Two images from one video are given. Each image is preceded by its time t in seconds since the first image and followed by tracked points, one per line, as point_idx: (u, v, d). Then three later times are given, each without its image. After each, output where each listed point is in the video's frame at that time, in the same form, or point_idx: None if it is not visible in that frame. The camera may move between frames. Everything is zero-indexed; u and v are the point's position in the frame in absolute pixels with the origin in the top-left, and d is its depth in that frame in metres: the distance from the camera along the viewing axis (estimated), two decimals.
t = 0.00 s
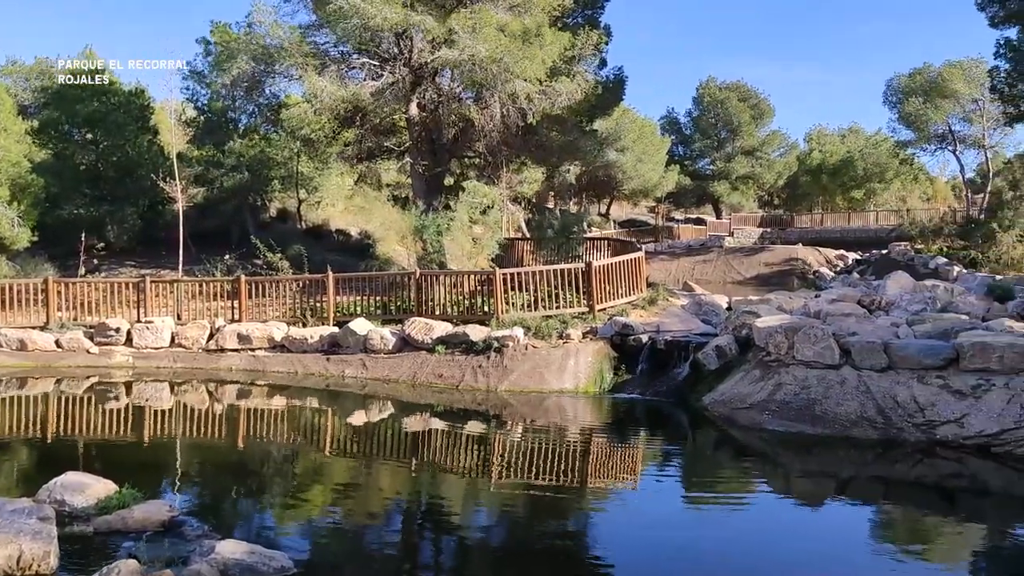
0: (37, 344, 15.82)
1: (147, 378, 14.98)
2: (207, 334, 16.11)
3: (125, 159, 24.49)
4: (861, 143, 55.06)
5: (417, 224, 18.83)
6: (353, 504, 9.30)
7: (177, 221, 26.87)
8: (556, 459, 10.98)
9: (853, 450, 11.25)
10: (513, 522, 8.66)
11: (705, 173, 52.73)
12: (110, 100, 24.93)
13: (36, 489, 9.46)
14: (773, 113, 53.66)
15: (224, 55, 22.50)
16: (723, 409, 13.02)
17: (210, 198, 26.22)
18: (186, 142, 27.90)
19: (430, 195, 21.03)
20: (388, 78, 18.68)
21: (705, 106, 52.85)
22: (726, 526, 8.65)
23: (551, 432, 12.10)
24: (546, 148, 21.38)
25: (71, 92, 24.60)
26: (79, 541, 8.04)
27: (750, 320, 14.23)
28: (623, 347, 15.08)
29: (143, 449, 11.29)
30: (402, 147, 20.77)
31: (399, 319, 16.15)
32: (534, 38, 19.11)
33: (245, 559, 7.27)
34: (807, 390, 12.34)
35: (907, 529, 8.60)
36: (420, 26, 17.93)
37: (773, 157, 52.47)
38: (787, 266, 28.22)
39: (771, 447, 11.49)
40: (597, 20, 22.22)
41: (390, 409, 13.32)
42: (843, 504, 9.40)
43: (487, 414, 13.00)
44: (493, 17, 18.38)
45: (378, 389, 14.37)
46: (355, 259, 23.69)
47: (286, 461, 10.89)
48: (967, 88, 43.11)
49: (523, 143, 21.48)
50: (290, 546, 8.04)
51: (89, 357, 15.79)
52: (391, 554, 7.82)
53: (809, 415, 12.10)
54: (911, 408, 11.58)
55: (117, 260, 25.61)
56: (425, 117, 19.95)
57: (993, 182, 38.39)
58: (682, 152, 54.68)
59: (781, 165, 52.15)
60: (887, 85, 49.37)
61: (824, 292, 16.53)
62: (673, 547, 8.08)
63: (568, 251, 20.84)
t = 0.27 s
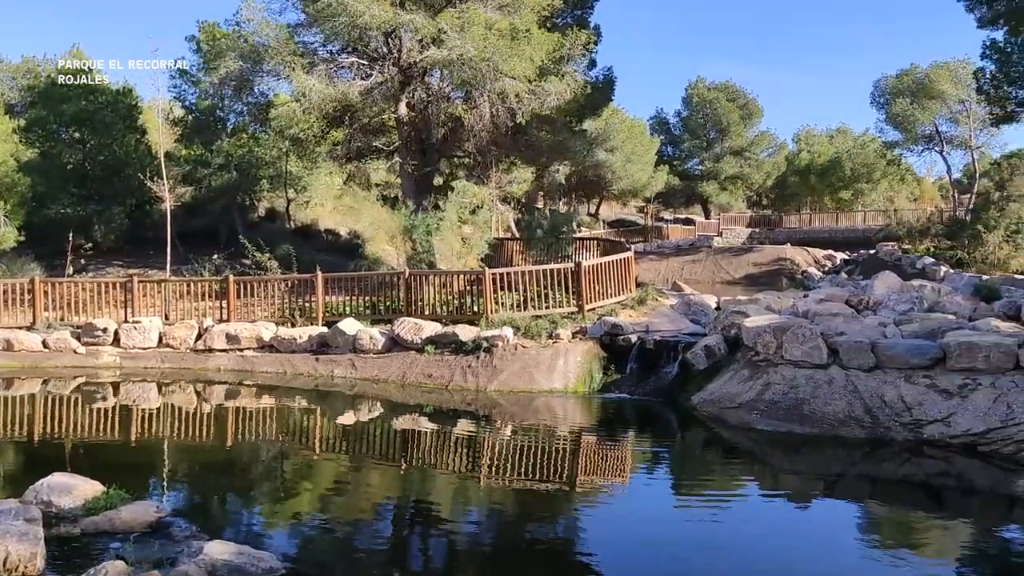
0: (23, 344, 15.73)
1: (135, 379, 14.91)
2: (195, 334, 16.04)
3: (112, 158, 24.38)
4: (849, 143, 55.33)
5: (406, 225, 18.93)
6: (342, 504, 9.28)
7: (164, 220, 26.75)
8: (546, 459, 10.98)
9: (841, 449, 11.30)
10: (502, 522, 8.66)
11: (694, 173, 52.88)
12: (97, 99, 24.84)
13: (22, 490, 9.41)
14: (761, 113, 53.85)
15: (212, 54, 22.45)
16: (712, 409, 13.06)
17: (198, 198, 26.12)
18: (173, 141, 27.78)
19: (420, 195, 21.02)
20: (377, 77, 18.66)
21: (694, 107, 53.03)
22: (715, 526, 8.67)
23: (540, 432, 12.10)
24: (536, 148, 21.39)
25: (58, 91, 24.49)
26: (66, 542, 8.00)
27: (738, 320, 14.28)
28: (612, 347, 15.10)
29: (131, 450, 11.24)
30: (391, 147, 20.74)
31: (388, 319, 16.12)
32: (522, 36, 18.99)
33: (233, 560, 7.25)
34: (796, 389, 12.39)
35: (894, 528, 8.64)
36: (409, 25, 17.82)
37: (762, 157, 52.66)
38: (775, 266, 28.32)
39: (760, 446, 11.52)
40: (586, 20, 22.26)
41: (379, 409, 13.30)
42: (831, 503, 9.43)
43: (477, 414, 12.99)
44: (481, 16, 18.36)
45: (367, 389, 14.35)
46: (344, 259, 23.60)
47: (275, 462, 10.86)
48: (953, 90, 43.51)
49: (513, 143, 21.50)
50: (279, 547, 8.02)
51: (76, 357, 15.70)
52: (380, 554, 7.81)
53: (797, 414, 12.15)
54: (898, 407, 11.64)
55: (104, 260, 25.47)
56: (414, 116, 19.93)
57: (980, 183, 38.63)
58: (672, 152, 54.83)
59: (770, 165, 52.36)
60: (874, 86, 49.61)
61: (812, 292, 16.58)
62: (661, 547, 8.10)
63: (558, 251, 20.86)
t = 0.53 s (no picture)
0: (10, 345, 15.64)
1: (122, 380, 14.82)
2: (183, 335, 15.97)
3: (100, 157, 24.26)
4: (838, 144, 55.62)
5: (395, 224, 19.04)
6: (332, 504, 9.26)
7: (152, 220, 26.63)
8: (535, 458, 10.99)
9: (829, 448, 11.35)
10: (492, 522, 8.66)
11: (683, 173, 53.01)
12: (85, 98, 24.74)
13: (9, 492, 9.35)
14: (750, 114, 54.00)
15: (201, 52, 22.40)
16: (701, 408, 13.11)
17: (186, 198, 26.01)
18: (161, 141, 27.67)
19: (409, 194, 21.01)
20: (366, 77, 18.64)
21: (683, 107, 53.17)
22: (704, 525, 8.68)
23: (531, 432, 12.10)
24: (525, 148, 21.41)
25: (45, 90, 24.36)
26: (53, 543, 7.94)
27: (727, 320, 14.32)
28: (602, 347, 15.12)
29: (119, 450, 11.19)
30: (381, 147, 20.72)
31: (377, 319, 16.09)
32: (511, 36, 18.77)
33: (222, 561, 7.22)
34: (785, 388, 12.43)
35: (883, 527, 8.68)
36: (398, 22, 17.89)
37: (751, 158, 52.86)
38: (764, 266, 28.41)
39: (749, 446, 11.56)
40: (576, 20, 22.29)
41: (368, 409, 13.28)
42: (820, 502, 9.47)
43: (466, 414, 12.99)
44: (470, 15, 18.35)
45: (356, 390, 14.32)
46: (333, 258, 23.59)
47: (264, 462, 10.83)
48: (940, 90, 43.79)
49: (502, 143, 21.51)
50: (268, 548, 7.99)
51: (63, 357, 15.61)
52: (370, 555, 7.80)
53: (786, 414, 12.19)
54: (886, 406, 11.68)
55: (91, 260, 25.34)
56: (404, 116, 19.90)
57: (966, 183, 38.91)
58: (661, 153, 55.10)
59: (758, 165, 52.56)
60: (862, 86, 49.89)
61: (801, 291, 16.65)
62: (651, 546, 8.11)
63: (548, 251, 20.88)
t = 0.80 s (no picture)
0: None
1: (110, 380, 14.76)
2: (171, 335, 15.91)
3: (88, 157, 24.15)
4: (826, 144, 55.86)
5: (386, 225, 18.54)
6: (322, 505, 9.24)
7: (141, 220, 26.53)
8: (525, 459, 10.99)
9: (818, 448, 11.40)
10: (482, 523, 8.66)
11: (673, 174, 53.13)
12: (72, 97, 24.62)
13: None
14: (739, 114, 54.13)
15: (189, 52, 22.31)
16: (691, 408, 13.14)
17: (175, 198, 25.92)
18: (150, 141, 27.55)
19: (399, 195, 20.99)
20: (356, 77, 18.59)
21: (673, 108, 53.28)
22: (694, 525, 8.70)
23: (521, 432, 12.10)
24: (515, 148, 21.44)
25: (32, 90, 24.24)
26: (41, 545, 7.90)
27: (717, 320, 14.36)
28: (592, 347, 15.14)
29: (107, 452, 11.13)
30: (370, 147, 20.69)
31: (367, 320, 16.07)
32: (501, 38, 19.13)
33: (211, 562, 7.19)
34: (774, 388, 12.47)
35: (871, 526, 8.72)
36: (388, 23, 17.87)
37: (740, 159, 53.02)
38: (753, 267, 28.51)
39: (738, 446, 11.59)
40: (566, 21, 22.31)
41: (358, 410, 13.26)
42: (809, 501, 9.51)
43: (456, 415, 12.98)
44: (460, 16, 18.32)
45: (346, 391, 14.29)
46: (323, 259, 23.57)
47: (253, 463, 10.79)
48: (928, 92, 43.72)
49: (492, 143, 21.52)
50: (257, 549, 7.96)
51: (50, 358, 15.53)
52: (360, 556, 7.78)
53: (775, 413, 12.23)
54: (875, 406, 11.73)
55: (79, 260, 25.21)
56: (393, 116, 19.88)
57: (954, 184, 39.16)
58: (650, 153, 55.08)
59: (748, 166, 52.74)
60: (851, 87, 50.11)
61: (790, 292, 16.71)
62: (641, 546, 8.12)
63: (538, 252, 20.90)
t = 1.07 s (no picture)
0: None
1: (98, 382, 14.68)
2: (160, 337, 15.85)
3: (75, 157, 24.02)
4: (815, 146, 56.11)
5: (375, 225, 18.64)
6: (311, 507, 9.21)
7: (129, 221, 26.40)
8: (516, 459, 10.99)
9: (807, 448, 11.44)
10: (472, 524, 8.65)
11: (662, 174, 53.25)
12: (60, 97, 24.48)
13: None
14: (729, 115, 54.26)
15: (177, 52, 22.22)
16: (681, 408, 13.17)
17: (163, 198, 25.81)
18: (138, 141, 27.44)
19: (389, 195, 20.97)
20: (345, 77, 18.55)
21: (663, 109, 53.37)
22: (683, 524, 8.72)
23: (511, 433, 12.09)
24: (504, 149, 21.46)
25: (19, 89, 24.08)
26: (27, 548, 7.84)
27: (707, 320, 14.40)
28: (582, 348, 15.16)
29: (94, 453, 11.06)
30: (360, 147, 20.64)
31: (356, 320, 16.03)
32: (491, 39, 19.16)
33: (199, 564, 7.16)
34: (763, 388, 12.51)
35: (861, 525, 8.75)
36: (377, 23, 17.84)
37: (730, 160, 53.16)
38: (742, 267, 28.58)
39: (728, 446, 11.62)
40: (555, 21, 22.33)
41: (348, 411, 13.24)
42: (798, 500, 9.54)
43: (446, 415, 12.96)
44: (449, 17, 18.28)
45: (336, 392, 14.25)
46: (312, 259, 23.53)
47: (242, 465, 10.75)
48: (916, 93, 43.57)
49: (482, 143, 21.52)
50: (246, 551, 7.93)
51: (37, 360, 15.44)
52: (350, 557, 7.76)
53: (765, 413, 12.26)
54: (863, 406, 11.78)
55: (66, 261, 25.08)
56: (383, 117, 19.86)
57: (941, 185, 39.40)
58: (640, 154, 54.98)
59: (737, 167, 52.89)
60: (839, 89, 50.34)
61: (779, 292, 16.77)
62: (631, 546, 8.13)
63: (528, 252, 20.91)
